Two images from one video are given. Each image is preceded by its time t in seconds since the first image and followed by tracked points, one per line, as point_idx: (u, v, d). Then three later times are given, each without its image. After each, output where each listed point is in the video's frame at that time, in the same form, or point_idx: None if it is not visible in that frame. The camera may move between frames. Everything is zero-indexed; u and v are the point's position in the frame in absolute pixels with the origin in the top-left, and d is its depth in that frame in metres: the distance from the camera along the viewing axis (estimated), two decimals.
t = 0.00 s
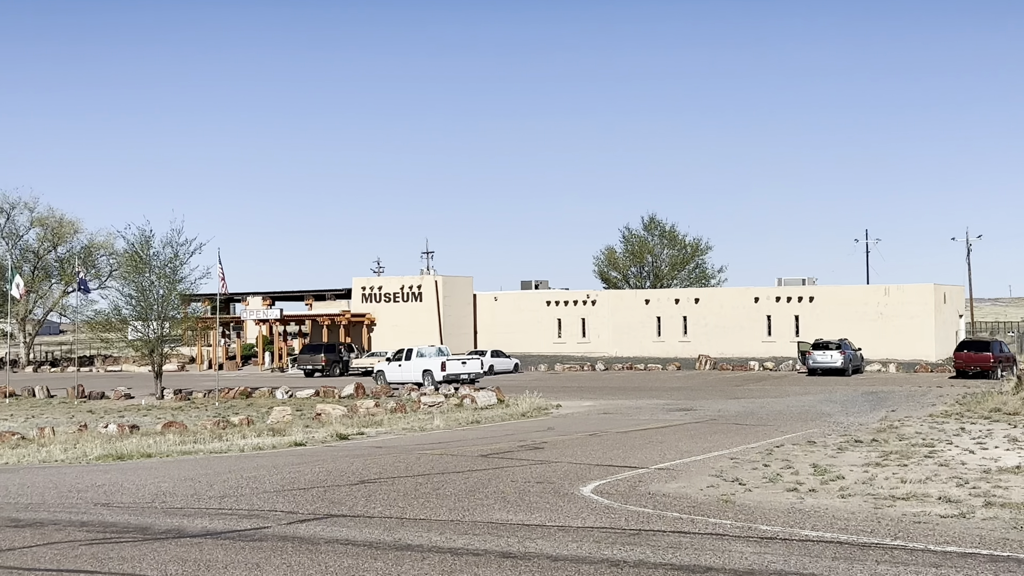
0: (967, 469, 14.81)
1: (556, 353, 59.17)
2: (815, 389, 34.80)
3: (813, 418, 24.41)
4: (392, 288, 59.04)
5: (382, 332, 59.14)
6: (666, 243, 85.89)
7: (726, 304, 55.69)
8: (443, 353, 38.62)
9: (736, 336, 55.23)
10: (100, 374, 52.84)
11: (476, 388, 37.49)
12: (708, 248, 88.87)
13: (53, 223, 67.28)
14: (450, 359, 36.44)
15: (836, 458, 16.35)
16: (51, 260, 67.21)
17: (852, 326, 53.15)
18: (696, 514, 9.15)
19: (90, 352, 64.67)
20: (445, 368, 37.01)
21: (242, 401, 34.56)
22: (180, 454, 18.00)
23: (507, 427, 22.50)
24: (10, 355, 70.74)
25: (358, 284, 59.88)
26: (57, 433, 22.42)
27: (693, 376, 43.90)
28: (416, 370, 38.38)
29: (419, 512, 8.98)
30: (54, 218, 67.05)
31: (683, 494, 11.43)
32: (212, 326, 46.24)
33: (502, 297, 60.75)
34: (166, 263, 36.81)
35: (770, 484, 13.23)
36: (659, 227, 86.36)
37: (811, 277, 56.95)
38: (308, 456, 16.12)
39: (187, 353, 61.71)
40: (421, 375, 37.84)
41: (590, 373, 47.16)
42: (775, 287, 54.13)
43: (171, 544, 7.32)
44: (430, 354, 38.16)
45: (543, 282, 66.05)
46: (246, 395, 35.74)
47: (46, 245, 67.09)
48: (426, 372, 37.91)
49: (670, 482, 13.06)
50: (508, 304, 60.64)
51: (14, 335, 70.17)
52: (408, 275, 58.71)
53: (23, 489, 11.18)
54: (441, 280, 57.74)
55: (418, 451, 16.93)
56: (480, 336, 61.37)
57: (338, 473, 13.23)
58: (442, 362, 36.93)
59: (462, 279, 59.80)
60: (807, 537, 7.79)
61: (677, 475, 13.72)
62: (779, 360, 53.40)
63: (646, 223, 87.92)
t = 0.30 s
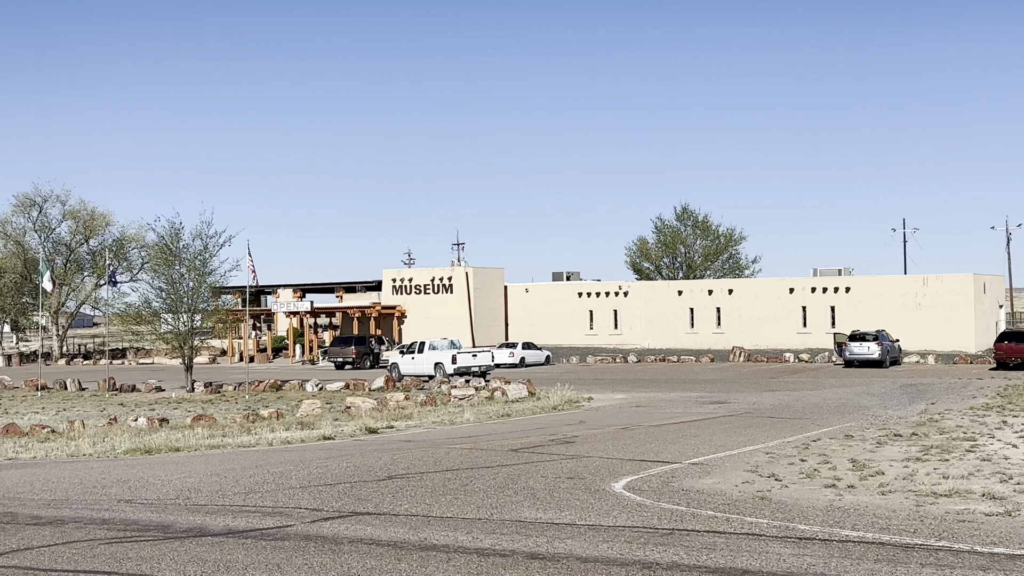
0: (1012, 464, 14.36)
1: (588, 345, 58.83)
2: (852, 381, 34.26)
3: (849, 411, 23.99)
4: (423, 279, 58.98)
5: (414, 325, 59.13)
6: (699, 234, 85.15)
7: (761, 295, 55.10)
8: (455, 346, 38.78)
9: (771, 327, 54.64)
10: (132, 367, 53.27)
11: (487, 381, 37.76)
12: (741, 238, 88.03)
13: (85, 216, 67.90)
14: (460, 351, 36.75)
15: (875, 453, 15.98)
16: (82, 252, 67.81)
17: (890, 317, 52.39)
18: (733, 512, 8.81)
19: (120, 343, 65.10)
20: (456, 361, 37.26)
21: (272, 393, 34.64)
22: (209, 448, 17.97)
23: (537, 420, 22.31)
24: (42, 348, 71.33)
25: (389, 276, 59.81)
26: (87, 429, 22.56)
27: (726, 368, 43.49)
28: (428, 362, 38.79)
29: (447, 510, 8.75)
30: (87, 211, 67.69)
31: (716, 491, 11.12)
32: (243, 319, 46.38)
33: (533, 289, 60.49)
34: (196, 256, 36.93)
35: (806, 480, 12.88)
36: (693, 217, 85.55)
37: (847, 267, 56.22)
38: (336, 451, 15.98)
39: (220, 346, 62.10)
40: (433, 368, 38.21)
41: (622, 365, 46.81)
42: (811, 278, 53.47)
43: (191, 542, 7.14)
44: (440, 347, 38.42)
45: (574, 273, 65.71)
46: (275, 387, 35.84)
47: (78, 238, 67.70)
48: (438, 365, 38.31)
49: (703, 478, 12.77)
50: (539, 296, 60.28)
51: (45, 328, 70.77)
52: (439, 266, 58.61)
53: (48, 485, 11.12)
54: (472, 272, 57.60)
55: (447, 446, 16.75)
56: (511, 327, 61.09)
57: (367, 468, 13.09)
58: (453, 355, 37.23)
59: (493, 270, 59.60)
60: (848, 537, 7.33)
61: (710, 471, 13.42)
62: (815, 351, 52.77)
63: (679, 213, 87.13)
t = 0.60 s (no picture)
0: None
1: (614, 332, 58.47)
2: (883, 369, 33.77)
3: (882, 398, 23.59)
4: (449, 267, 58.86)
5: (439, 312, 59.03)
6: (726, 219, 84.38)
7: (788, 282, 54.61)
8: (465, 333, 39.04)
9: (799, 314, 54.10)
10: (160, 354, 53.62)
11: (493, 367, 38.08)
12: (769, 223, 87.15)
13: (112, 204, 68.28)
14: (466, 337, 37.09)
15: (911, 441, 15.62)
16: (111, 240, 68.26)
17: (920, 302, 51.69)
18: (769, 503, 8.52)
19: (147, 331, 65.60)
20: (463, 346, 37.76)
21: (298, 380, 34.70)
22: (235, 436, 17.90)
23: (564, 408, 22.11)
24: (71, 335, 72.06)
25: (414, 264, 59.72)
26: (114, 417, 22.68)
27: (753, 355, 43.09)
28: (438, 348, 39.17)
29: (473, 501, 8.54)
30: (114, 198, 68.05)
31: (752, 482, 10.83)
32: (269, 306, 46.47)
33: (559, 276, 60.13)
34: (222, 243, 36.93)
35: (841, 470, 12.55)
36: (720, 203, 84.82)
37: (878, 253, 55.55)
38: (362, 439, 15.87)
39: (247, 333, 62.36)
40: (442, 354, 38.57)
41: (650, 352, 46.51)
42: (840, 264, 52.84)
43: (213, 535, 6.98)
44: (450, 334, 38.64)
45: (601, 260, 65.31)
46: (301, 375, 35.88)
47: (105, 225, 68.15)
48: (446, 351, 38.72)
49: (735, 467, 12.48)
50: (565, 283, 59.85)
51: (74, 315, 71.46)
52: (464, 254, 58.46)
53: (71, 475, 11.08)
54: (498, 259, 57.38)
55: (473, 434, 16.58)
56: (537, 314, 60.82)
57: (392, 457, 12.92)
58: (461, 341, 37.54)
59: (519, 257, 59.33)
60: (891, 531, 7.01)
61: (742, 461, 13.14)
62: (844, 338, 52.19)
63: (706, 198, 86.42)
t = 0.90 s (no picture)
0: None
1: (633, 315, 58.11)
2: (906, 351, 33.38)
3: (905, 381, 23.29)
4: (467, 250, 58.62)
5: (457, 296, 58.85)
6: (744, 202, 83.80)
7: (808, 264, 54.14)
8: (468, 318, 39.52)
9: (819, 297, 53.66)
10: (178, 339, 53.79)
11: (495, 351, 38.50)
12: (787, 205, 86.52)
13: (129, 189, 68.41)
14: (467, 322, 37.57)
15: (938, 426, 15.29)
16: (127, 225, 68.49)
17: (942, 284, 51.15)
18: (794, 492, 8.26)
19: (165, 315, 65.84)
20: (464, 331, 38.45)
21: (316, 365, 34.67)
22: (253, 423, 17.81)
23: (582, 393, 21.92)
24: (90, 319, 72.46)
25: (431, 248, 59.49)
26: (131, 404, 22.70)
27: (773, 338, 42.76)
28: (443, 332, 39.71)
29: (492, 490, 8.35)
30: (131, 183, 68.17)
31: (776, 469, 10.54)
32: (286, 291, 46.41)
33: (577, 260, 59.73)
34: (239, 228, 36.82)
35: (867, 455, 12.25)
36: (738, 184, 84.18)
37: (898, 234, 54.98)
38: (380, 424, 15.73)
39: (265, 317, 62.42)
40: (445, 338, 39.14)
41: (668, 335, 46.20)
42: (860, 245, 52.31)
43: (226, 526, 6.83)
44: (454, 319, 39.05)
45: (618, 242, 64.90)
46: (319, 359, 35.82)
47: (122, 210, 68.34)
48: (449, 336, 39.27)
49: (758, 453, 12.20)
50: (583, 266, 59.38)
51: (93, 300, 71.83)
52: (482, 237, 58.22)
53: (86, 463, 11.00)
54: (516, 242, 57.11)
55: (491, 419, 16.41)
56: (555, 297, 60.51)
57: (409, 444, 12.74)
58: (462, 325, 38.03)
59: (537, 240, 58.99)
60: (924, 521, 6.74)
61: (765, 446, 12.88)
62: (865, 319, 51.70)
63: (725, 180, 85.80)
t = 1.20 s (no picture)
0: None
1: (643, 297, 57.76)
2: (920, 331, 33.02)
3: (919, 362, 22.97)
4: (476, 232, 58.35)
5: (467, 277, 58.60)
6: (756, 181, 83.15)
7: (820, 244, 53.71)
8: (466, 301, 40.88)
9: (831, 277, 53.26)
10: (188, 322, 53.76)
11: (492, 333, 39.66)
12: (799, 184, 85.82)
13: (138, 171, 68.27)
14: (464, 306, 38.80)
15: (955, 407, 14.99)
16: (137, 207, 68.41)
17: (955, 264, 50.70)
18: (811, 478, 8.01)
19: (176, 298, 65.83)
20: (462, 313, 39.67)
21: (325, 348, 34.56)
22: (260, 407, 17.64)
23: (593, 375, 21.69)
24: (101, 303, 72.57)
25: (441, 230, 59.21)
26: (139, 387, 22.62)
27: (785, 319, 42.43)
28: (442, 315, 40.93)
29: (498, 477, 8.14)
30: (140, 166, 68.01)
31: (793, 454, 10.25)
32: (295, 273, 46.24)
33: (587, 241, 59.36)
34: (247, 210, 36.62)
35: (884, 437, 11.95)
36: (749, 164, 83.57)
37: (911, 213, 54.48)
38: (388, 408, 15.54)
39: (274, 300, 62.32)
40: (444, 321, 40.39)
41: (680, 316, 45.86)
42: (873, 225, 51.85)
43: (225, 516, 6.63)
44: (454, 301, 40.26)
45: (628, 223, 64.49)
46: (328, 342, 35.67)
47: (132, 193, 68.24)
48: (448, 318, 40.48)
49: (773, 437, 11.94)
50: (593, 247, 59.00)
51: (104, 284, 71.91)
52: (491, 219, 57.94)
53: (87, 449, 10.82)
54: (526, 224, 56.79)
55: (500, 402, 16.20)
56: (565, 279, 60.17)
57: (417, 429, 12.53)
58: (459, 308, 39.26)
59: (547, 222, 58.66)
60: (948, 509, 6.49)
61: (779, 429, 12.63)
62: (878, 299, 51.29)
63: (736, 160, 85.18)
